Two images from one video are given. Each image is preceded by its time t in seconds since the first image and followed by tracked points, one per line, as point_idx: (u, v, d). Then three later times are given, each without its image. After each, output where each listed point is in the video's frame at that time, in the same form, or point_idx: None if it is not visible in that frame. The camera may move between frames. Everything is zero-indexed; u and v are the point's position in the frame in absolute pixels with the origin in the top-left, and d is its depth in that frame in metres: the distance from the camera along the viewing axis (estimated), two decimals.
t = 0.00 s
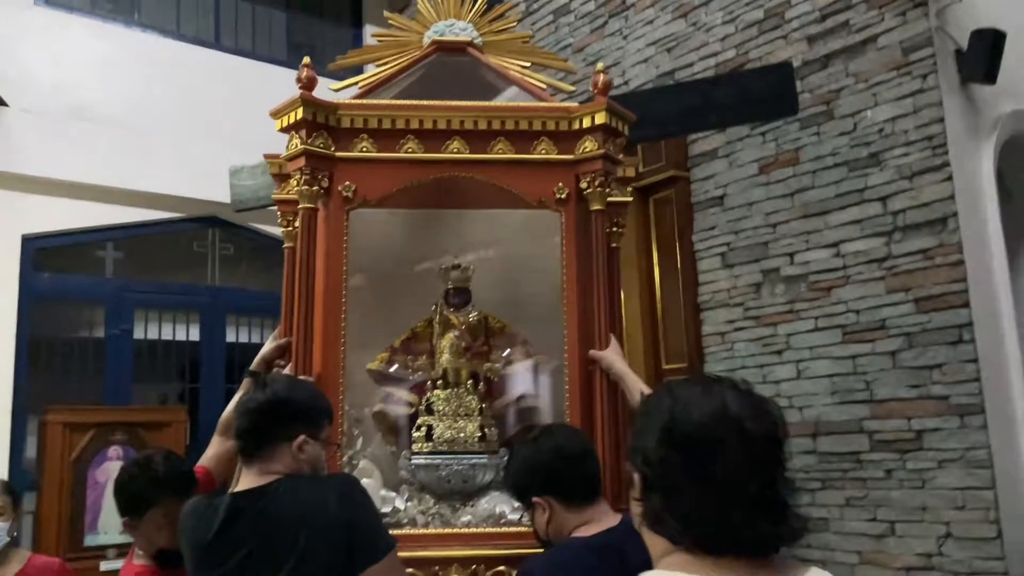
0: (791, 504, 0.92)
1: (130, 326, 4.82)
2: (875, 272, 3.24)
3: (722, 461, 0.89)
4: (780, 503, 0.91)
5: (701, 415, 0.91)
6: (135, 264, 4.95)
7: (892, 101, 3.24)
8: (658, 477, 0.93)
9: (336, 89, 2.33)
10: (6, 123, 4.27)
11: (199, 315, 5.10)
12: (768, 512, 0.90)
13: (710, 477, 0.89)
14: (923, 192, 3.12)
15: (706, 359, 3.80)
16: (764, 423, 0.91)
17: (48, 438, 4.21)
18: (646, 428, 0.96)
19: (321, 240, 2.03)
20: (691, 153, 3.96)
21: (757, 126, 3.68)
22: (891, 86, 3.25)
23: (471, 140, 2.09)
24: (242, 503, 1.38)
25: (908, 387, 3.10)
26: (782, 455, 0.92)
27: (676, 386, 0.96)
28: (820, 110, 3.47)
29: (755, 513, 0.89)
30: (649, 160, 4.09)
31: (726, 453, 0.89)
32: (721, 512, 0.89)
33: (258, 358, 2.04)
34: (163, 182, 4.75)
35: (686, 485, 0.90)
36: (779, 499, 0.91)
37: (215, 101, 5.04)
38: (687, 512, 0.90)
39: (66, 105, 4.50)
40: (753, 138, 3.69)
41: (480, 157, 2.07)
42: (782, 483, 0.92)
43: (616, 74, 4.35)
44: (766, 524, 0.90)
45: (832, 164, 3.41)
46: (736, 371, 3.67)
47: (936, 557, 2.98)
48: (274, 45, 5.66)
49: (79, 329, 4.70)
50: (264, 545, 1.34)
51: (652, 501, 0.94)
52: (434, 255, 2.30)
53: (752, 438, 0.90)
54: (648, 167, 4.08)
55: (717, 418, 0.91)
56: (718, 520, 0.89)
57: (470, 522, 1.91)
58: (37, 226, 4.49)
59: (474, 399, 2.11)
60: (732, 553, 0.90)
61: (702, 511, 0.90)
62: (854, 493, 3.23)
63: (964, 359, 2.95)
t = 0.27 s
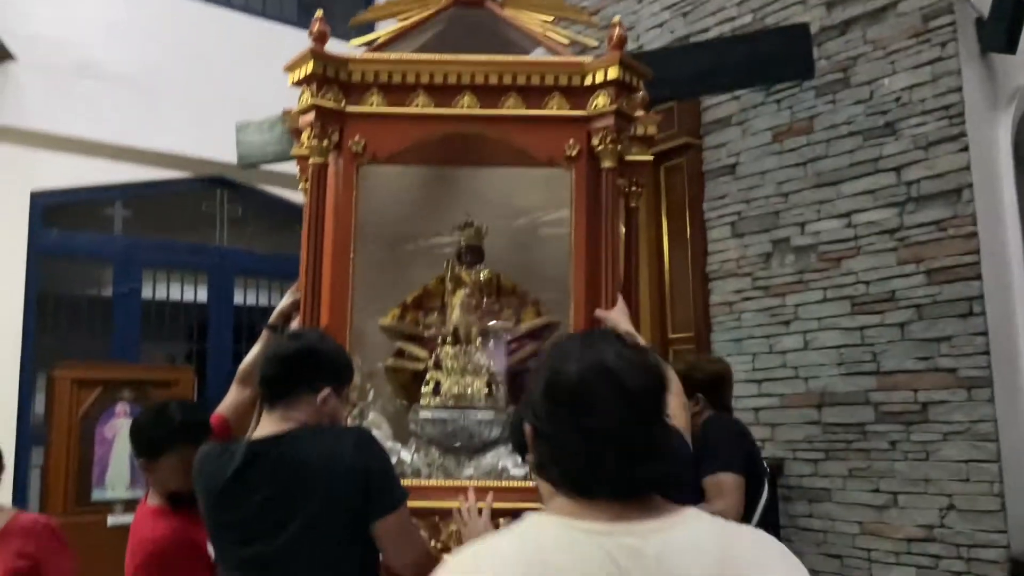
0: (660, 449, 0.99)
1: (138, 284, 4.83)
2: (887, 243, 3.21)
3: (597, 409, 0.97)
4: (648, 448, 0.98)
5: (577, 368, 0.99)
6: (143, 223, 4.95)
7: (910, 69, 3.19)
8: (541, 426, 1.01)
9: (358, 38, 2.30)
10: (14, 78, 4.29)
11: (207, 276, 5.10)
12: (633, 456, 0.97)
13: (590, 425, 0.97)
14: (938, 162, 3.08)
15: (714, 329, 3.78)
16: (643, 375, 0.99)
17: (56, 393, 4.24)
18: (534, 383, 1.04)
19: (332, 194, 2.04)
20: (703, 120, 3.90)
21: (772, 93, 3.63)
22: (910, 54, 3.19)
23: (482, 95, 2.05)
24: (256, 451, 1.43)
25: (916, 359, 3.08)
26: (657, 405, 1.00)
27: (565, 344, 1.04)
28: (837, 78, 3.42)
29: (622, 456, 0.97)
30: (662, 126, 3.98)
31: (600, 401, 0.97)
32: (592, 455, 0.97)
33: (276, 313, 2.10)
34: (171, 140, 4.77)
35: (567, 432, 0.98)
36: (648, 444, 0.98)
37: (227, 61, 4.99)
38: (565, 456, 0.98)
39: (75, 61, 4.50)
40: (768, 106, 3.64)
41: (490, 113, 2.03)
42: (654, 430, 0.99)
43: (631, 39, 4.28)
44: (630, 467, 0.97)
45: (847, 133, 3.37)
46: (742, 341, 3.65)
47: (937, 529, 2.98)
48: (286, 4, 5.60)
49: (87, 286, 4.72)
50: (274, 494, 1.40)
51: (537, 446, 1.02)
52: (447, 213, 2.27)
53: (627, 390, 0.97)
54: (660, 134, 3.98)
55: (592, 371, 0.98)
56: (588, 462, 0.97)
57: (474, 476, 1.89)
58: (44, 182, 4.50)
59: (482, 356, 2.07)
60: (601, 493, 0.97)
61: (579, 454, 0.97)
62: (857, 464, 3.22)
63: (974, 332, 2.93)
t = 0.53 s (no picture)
0: (589, 380, 0.95)
1: (151, 246, 4.84)
2: (901, 213, 3.18)
3: (518, 339, 0.93)
4: (573, 376, 0.94)
5: (498, 303, 0.95)
6: (156, 184, 4.94)
7: (930, 36, 3.14)
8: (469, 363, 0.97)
9: None
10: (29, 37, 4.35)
11: (219, 240, 5.11)
12: (557, 384, 0.93)
13: (515, 357, 0.93)
14: (956, 131, 3.04)
15: (724, 298, 3.76)
16: (568, 305, 0.95)
17: (69, 351, 4.28)
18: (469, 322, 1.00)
19: (339, 152, 1.95)
20: (718, 88, 3.86)
21: (789, 60, 3.58)
22: (930, 20, 3.14)
23: (485, 49, 1.92)
24: (258, 391, 1.40)
25: (927, 330, 3.06)
26: (582, 334, 0.95)
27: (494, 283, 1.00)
28: (855, 45, 3.37)
29: (542, 386, 0.93)
30: (675, 94, 3.94)
31: (521, 333, 0.93)
32: (513, 387, 0.93)
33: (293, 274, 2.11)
34: (180, 99, 4.83)
35: (491, 364, 0.94)
36: (573, 373, 0.94)
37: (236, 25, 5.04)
38: (487, 390, 0.94)
39: (89, 20, 4.57)
40: (784, 73, 3.60)
41: (494, 68, 1.90)
42: (582, 359, 0.95)
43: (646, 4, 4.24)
44: (551, 394, 0.93)
45: (864, 100, 3.33)
46: (753, 311, 3.63)
47: (943, 499, 2.98)
48: None
49: (100, 247, 4.73)
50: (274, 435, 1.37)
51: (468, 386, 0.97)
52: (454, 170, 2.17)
53: (546, 320, 0.93)
54: (673, 102, 3.93)
55: (512, 303, 0.95)
56: (511, 394, 0.93)
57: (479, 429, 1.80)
58: (59, 141, 4.51)
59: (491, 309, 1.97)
60: (523, 423, 0.93)
61: (502, 387, 0.93)
62: (864, 434, 3.22)
63: (986, 303, 2.91)
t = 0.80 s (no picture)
0: (556, 363, 0.86)
1: (161, 225, 4.85)
2: (913, 198, 3.15)
3: (482, 321, 0.84)
4: (540, 360, 0.85)
5: (464, 284, 0.86)
6: (167, 162, 4.94)
7: (946, 19, 3.09)
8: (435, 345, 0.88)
9: None
10: (40, 14, 4.38)
11: (229, 219, 5.12)
12: (520, 366, 0.84)
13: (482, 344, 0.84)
14: (971, 116, 3.00)
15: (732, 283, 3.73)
16: (538, 287, 0.85)
17: (79, 328, 4.30)
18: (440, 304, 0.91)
19: (340, 134, 1.93)
20: (731, 70, 3.82)
21: (804, 42, 3.54)
22: (947, 3, 3.09)
23: (488, 30, 1.91)
24: (249, 368, 1.39)
25: (937, 317, 3.04)
26: (549, 318, 0.86)
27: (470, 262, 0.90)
28: (870, 27, 3.32)
29: (503, 370, 0.84)
30: (687, 77, 3.92)
31: (486, 315, 0.84)
32: (471, 370, 0.85)
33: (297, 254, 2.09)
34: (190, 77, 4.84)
35: (454, 347, 0.86)
36: (540, 358, 0.85)
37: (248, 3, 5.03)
38: (450, 371, 0.86)
39: None
40: (798, 55, 3.56)
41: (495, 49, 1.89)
42: (552, 344, 0.86)
43: None
44: (514, 378, 0.84)
45: (878, 84, 3.29)
46: (762, 296, 3.61)
47: (949, 487, 2.97)
48: None
49: (111, 224, 4.75)
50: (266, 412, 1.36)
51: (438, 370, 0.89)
52: (458, 151, 2.06)
53: (512, 304, 0.84)
54: (685, 84, 3.91)
55: (479, 286, 0.85)
56: (471, 380, 0.85)
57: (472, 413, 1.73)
58: (70, 119, 4.51)
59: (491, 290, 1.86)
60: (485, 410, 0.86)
61: (463, 374, 0.85)
62: (872, 421, 3.20)
63: (998, 290, 2.88)
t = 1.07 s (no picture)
0: (560, 352, 0.85)
1: (174, 214, 4.87)
2: (927, 189, 3.12)
3: (488, 313, 0.83)
4: (545, 352, 0.84)
5: (469, 274, 0.84)
6: (180, 152, 4.96)
7: (963, 9, 3.06)
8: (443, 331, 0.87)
9: None
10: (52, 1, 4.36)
11: (241, 208, 5.14)
12: (524, 358, 0.83)
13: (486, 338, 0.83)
14: (987, 107, 2.97)
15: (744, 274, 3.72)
16: (543, 278, 0.84)
17: (92, 316, 4.34)
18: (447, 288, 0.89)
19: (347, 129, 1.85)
20: (745, 61, 3.80)
21: (818, 32, 3.52)
22: None
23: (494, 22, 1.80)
24: (257, 358, 1.38)
25: (951, 309, 3.02)
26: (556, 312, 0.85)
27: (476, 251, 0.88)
28: (885, 17, 3.29)
29: (508, 360, 0.83)
30: (701, 66, 3.88)
31: (490, 305, 0.83)
32: (478, 362, 0.84)
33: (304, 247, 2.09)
34: (202, 67, 4.84)
35: (460, 336, 0.85)
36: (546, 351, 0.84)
37: None
38: (456, 361, 0.85)
39: None
40: (812, 46, 3.53)
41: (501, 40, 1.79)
42: (558, 334, 0.85)
43: None
44: (519, 369, 0.83)
45: (892, 75, 3.26)
46: (774, 288, 3.60)
47: (961, 480, 2.96)
48: None
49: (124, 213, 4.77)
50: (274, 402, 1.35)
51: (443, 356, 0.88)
52: (463, 142, 1.95)
53: (519, 296, 0.83)
54: (698, 74, 3.87)
55: (486, 277, 0.83)
56: (475, 371, 0.84)
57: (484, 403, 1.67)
58: (84, 108, 4.53)
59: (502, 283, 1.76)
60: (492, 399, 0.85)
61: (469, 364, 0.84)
62: (884, 413, 3.19)
63: (1012, 283, 2.86)
